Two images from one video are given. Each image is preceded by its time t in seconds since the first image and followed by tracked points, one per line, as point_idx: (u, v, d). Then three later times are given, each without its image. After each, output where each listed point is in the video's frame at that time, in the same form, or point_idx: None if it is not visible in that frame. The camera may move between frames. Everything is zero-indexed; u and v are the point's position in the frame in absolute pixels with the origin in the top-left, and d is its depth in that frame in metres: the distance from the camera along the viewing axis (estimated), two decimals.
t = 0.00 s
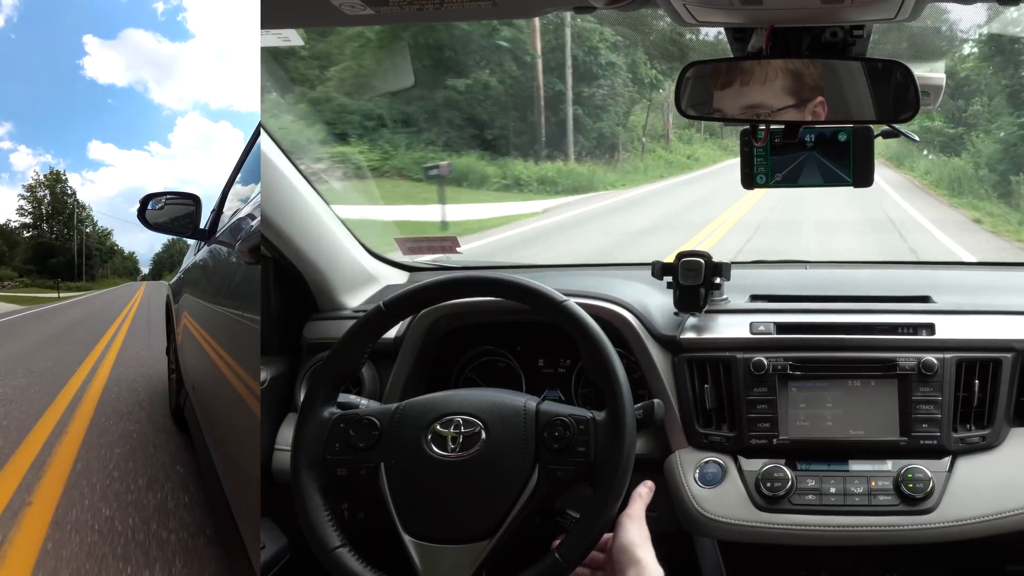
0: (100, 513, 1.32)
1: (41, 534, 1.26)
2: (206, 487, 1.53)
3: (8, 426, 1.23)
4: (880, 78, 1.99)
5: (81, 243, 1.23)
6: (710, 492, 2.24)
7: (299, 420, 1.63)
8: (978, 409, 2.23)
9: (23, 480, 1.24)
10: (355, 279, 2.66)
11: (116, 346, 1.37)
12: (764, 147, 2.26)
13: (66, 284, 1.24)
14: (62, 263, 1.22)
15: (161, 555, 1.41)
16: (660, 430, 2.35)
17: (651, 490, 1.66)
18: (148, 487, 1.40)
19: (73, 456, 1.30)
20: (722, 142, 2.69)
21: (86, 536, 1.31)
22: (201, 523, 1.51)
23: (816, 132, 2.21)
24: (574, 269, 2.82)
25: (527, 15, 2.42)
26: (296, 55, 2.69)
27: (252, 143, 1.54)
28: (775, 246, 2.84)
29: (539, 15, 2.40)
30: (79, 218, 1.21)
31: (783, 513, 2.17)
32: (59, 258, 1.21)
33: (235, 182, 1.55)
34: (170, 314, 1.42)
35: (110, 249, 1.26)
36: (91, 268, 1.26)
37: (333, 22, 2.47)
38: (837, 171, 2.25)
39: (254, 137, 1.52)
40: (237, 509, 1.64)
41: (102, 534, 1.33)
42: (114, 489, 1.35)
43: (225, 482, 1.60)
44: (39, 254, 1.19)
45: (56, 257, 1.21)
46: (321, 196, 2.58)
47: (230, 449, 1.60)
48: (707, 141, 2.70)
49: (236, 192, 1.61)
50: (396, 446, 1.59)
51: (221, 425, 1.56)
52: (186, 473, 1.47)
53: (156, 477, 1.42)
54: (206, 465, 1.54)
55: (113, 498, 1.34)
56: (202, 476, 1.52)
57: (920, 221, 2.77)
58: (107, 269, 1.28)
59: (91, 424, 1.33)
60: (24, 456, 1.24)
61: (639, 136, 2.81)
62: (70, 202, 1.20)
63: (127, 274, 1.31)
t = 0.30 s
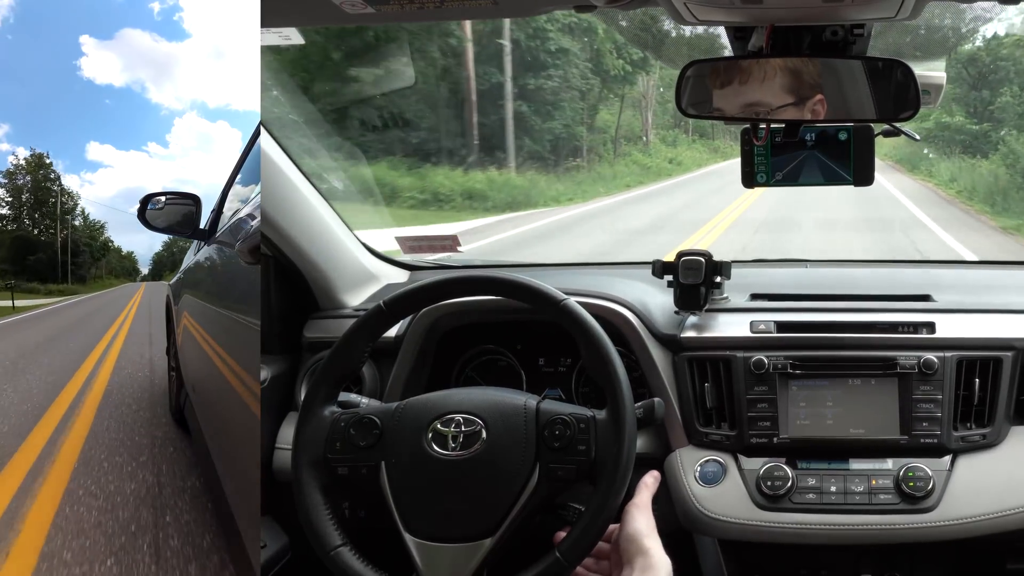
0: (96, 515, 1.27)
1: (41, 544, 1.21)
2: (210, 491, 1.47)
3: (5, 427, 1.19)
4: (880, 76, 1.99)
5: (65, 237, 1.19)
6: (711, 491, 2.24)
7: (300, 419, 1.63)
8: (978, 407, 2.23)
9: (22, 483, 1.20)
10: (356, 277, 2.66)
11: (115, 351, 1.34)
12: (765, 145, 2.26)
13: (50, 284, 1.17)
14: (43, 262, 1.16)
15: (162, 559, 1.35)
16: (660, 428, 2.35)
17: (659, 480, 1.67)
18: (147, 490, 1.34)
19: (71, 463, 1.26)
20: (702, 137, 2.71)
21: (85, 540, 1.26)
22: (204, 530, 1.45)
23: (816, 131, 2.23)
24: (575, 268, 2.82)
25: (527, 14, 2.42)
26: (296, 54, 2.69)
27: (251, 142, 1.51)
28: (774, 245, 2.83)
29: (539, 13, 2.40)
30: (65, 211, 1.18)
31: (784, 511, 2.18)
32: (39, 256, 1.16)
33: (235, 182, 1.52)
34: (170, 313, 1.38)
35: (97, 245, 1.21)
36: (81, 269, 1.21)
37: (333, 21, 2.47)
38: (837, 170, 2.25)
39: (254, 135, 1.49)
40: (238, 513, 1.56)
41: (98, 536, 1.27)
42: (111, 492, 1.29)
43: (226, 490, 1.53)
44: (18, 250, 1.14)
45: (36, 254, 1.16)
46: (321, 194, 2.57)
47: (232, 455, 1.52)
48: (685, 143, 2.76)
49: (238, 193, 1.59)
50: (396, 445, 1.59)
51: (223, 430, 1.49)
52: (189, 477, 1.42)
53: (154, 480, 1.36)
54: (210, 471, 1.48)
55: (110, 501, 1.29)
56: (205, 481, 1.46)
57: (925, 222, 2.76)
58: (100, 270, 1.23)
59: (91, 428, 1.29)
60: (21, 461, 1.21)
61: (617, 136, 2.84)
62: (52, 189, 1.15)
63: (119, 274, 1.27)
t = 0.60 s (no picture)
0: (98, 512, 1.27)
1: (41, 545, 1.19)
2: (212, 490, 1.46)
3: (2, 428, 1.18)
4: (879, 75, 1.99)
5: (47, 230, 1.15)
6: (711, 489, 2.25)
7: (300, 418, 1.63)
8: (978, 406, 2.23)
9: (22, 486, 1.19)
10: (357, 277, 2.66)
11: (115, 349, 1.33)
12: (765, 144, 2.26)
13: (21, 288, 1.15)
14: (15, 257, 1.14)
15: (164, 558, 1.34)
16: (661, 427, 2.35)
17: (650, 482, 1.68)
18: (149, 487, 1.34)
19: (73, 463, 1.25)
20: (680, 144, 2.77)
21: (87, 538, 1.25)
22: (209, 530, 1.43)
23: (816, 129, 2.22)
24: (575, 267, 2.82)
25: (527, 13, 2.42)
26: (296, 53, 2.69)
27: (251, 142, 1.51)
28: (774, 244, 2.81)
29: (539, 12, 2.41)
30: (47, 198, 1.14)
31: (784, 510, 2.18)
32: (12, 252, 1.14)
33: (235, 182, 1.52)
34: (170, 313, 1.40)
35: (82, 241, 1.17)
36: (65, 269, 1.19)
37: (333, 20, 2.47)
38: (837, 169, 2.25)
39: (254, 134, 1.49)
40: (238, 516, 1.53)
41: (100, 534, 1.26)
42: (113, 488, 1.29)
43: (230, 494, 1.50)
44: None
45: (8, 249, 1.13)
46: (321, 194, 2.57)
47: (235, 460, 1.50)
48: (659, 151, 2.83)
49: (238, 192, 1.58)
50: (396, 444, 1.59)
51: (225, 434, 1.47)
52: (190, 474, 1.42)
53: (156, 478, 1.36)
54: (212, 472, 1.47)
55: (114, 497, 1.29)
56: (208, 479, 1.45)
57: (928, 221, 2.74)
58: (92, 271, 1.22)
59: (91, 428, 1.28)
60: (20, 464, 1.19)
61: (584, 143, 2.95)
62: (27, 171, 1.10)
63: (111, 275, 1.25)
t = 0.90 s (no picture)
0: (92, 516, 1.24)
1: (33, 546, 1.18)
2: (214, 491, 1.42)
3: None
4: (880, 75, 1.99)
5: (19, 220, 1.11)
6: (712, 490, 2.25)
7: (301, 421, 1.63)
8: (979, 407, 2.23)
9: (16, 488, 1.17)
10: (358, 278, 2.66)
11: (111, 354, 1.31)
12: (766, 145, 2.25)
13: None
14: None
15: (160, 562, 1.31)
16: (662, 428, 2.35)
17: (655, 490, 1.66)
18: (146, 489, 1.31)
19: (65, 467, 1.23)
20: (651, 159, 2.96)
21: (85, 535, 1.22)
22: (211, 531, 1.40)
23: (817, 130, 2.23)
24: (576, 268, 2.81)
25: (527, 14, 2.42)
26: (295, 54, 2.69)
27: (251, 142, 1.50)
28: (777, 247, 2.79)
29: (539, 13, 2.41)
30: (21, 182, 1.09)
31: (786, 511, 2.18)
32: None
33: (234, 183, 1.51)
34: (171, 314, 1.39)
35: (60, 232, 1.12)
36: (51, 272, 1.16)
37: (333, 22, 2.47)
38: (839, 169, 2.24)
39: (254, 134, 1.48)
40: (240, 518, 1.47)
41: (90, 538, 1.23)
42: (109, 488, 1.26)
43: (231, 494, 1.45)
44: None
45: None
46: (321, 195, 2.57)
47: (235, 462, 1.44)
48: (635, 163, 3.01)
49: (237, 194, 1.58)
50: (397, 446, 1.59)
51: (226, 432, 1.41)
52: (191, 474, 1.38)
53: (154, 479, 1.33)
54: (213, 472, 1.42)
55: (112, 499, 1.26)
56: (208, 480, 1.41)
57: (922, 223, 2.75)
58: (84, 271, 1.20)
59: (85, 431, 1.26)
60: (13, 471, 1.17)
61: (545, 153, 3.17)
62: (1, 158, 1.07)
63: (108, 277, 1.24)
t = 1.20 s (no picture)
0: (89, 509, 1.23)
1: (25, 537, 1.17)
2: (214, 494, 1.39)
3: None
4: (882, 78, 2.00)
5: None
6: (713, 492, 2.25)
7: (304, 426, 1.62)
8: (980, 409, 2.23)
9: (12, 480, 1.16)
10: (359, 279, 2.67)
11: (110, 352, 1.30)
12: (766, 148, 2.26)
13: None
14: None
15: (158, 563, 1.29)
16: (663, 429, 2.36)
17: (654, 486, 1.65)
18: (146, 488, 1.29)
19: (60, 459, 1.22)
20: (627, 169, 2.88)
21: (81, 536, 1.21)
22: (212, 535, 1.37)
23: (819, 132, 2.22)
24: (577, 270, 2.82)
25: (527, 17, 2.42)
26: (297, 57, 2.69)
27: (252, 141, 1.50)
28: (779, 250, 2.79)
29: (540, 16, 2.41)
30: None
31: (787, 513, 2.18)
32: None
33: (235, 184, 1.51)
34: (171, 314, 1.35)
35: (44, 223, 1.13)
36: (27, 270, 1.14)
37: (334, 24, 2.48)
38: (840, 172, 2.24)
39: (255, 134, 1.48)
40: (240, 521, 1.43)
41: (89, 534, 1.22)
42: (107, 487, 1.25)
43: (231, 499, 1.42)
44: None
45: None
46: (323, 198, 2.57)
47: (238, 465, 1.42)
48: (603, 175, 2.91)
49: (238, 195, 1.58)
50: (399, 450, 1.59)
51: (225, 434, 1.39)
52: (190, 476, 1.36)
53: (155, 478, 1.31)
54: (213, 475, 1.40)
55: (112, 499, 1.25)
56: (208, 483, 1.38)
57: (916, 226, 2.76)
58: (71, 271, 1.19)
59: (81, 425, 1.25)
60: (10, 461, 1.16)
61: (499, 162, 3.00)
62: None
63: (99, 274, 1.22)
